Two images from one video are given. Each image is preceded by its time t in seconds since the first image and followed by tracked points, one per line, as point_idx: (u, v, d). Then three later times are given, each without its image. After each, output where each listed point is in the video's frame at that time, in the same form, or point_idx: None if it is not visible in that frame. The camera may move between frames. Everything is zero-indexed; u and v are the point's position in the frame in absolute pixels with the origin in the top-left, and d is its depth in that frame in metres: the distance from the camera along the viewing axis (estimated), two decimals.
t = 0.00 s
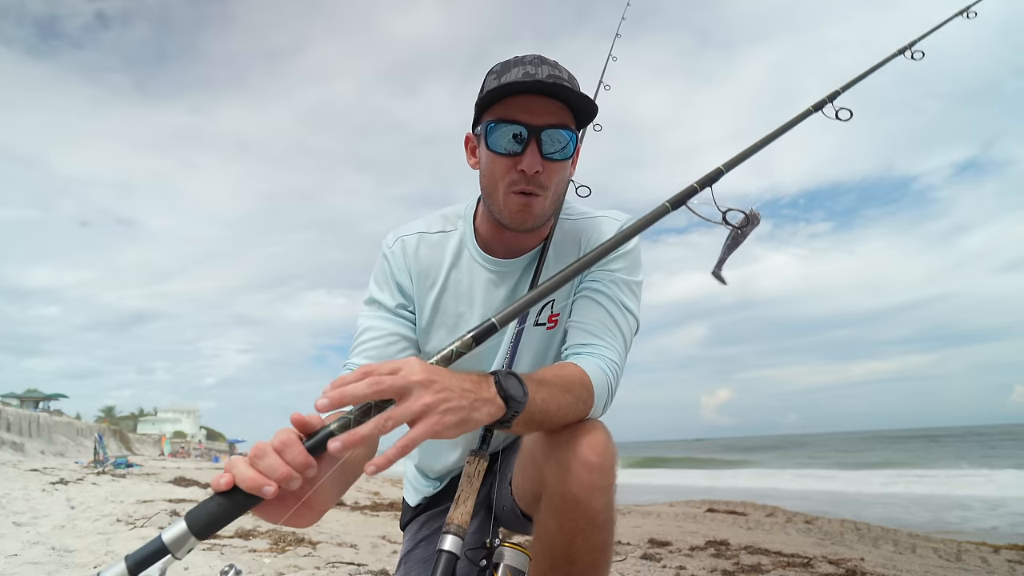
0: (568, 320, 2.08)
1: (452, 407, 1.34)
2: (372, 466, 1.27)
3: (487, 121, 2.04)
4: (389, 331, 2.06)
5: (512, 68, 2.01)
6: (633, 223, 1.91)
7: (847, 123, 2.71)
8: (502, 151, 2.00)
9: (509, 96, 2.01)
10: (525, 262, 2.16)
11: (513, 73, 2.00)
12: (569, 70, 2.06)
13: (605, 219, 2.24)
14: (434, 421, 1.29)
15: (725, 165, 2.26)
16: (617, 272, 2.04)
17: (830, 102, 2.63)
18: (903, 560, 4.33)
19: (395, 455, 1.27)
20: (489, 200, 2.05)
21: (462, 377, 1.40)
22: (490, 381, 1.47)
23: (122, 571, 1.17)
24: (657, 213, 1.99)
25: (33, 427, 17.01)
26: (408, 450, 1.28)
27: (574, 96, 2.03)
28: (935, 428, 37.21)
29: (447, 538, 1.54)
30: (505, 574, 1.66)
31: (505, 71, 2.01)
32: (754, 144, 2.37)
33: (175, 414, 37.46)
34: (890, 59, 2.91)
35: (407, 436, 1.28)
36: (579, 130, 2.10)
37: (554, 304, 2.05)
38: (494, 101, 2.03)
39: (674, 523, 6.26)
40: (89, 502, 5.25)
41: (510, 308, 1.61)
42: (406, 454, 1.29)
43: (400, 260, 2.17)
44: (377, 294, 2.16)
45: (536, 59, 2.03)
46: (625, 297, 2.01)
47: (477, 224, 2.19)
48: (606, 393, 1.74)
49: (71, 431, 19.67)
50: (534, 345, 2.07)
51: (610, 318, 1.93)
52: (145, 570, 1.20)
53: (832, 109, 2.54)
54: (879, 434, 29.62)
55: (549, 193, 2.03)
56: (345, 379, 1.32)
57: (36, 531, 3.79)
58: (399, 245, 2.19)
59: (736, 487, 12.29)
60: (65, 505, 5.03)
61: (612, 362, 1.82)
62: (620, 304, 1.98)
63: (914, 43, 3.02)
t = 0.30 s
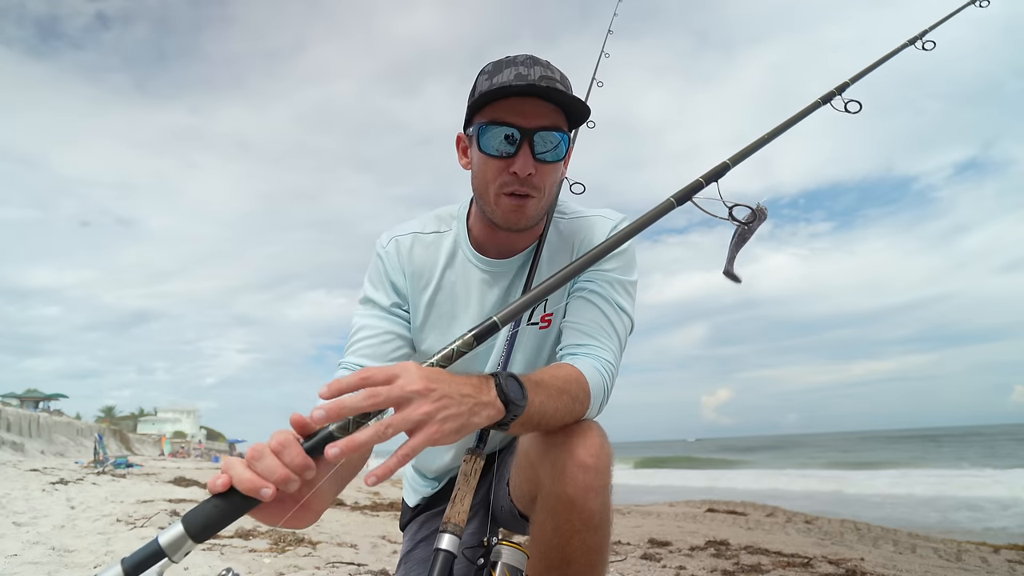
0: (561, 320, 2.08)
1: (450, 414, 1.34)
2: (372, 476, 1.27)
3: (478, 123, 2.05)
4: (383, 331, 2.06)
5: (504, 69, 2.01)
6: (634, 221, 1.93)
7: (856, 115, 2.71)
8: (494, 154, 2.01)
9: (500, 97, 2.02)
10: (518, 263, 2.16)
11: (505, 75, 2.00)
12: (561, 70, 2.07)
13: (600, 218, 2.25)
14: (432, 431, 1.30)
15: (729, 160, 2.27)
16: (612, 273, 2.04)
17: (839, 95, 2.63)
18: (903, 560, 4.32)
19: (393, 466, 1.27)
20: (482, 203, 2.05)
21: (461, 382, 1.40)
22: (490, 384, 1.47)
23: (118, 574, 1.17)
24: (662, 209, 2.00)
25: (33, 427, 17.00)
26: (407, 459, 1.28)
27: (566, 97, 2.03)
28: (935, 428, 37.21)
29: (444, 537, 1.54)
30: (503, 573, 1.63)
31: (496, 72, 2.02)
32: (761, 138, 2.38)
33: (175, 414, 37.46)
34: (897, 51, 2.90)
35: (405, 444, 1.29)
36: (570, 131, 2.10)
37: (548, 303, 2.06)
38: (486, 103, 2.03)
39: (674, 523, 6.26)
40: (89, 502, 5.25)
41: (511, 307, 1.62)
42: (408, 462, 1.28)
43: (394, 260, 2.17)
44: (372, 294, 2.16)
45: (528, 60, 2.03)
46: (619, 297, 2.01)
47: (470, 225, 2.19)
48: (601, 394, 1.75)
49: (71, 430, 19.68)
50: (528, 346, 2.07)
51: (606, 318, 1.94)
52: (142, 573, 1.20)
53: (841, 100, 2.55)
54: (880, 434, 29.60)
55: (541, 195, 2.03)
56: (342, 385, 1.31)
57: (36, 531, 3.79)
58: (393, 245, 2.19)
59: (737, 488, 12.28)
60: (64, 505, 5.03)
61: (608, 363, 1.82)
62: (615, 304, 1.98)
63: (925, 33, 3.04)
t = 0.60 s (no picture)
0: (560, 321, 2.08)
1: (443, 408, 1.34)
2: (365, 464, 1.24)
3: (475, 119, 2.05)
4: (379, 331, 2.06)
5: (500, 67, 2.01)
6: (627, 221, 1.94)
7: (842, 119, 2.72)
8: (490, 150, 2.00)
9: (496, 94, 2.01)
10: (516, 262, 2.16)
11: (501, 72, 2.00)
12: (558, 69, 2.06)
13: (597, 218, 2.25)
14: (424, 423, 1.30)
15: (720, 160, 2.29)
16: (609, 273, 2.05)
17: (824, 98, 2.64)
18: (903, 560, 4.32)
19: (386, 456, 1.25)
20: (476, 199, 2.06)
21: (453, 378, 1.40)
22: (484, 382, 1.47)
23: (117, 570, 1.18)
24: (653, 210, 2.01)
25: (33, 427, 17.00)
26: (400, 450, 1.27)
27: (563, 96, 2.02)
28: (935, 427, 37.21)
29: (442, 537, 1.54)
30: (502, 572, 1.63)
31: (493, 69, 2.01)
32: (747, 140, 2.40)
33: (175, 414, 37.47)
34: (884, 54, 2.93)
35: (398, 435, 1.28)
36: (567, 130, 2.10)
37: (546, 303, 2.06)
38: (482, 99, 2.03)
39: (674, 523, 6.26)
40: (89, 502, 5.25)
41: (506, 305, 1.62)
42: (401, 452, 1.27)
43: (391, 261, 2.17)
44: (368, 295, 2.16)
45: (524, 58, 2.02)
46: (617, 296, 2.01)
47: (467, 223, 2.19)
48: (600, 395, 1.74)
49: (71, 431, 19.67)
50: (527, 346, 2.07)
51: (604, 317, 1.94)
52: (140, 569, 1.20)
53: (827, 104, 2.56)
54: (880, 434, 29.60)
55: (536, 193, 2.03)
56: (335, 369, 1.30)
57: (36, 531, 3.79)
58: (390, 246, 2.20)
59: (737, 488, 12.28)
60: (65, 505, 5.03)
61: (607, 364, 1.82)
62: (612, 303, 1.98)
63: (909, 38, 3.02)
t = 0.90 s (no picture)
0: (561, 321, 2.08)
1: (459, 402, 1.34)
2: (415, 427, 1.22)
3: (480, 122, 2.05)
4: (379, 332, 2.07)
5: (506, 69, 2.01)
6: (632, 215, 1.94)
7: (858, 108, 2.73)
8: (495, 153, 2.00)
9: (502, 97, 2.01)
10: (518, 263, 2.16)
11: (507, 75, 2.00)
12: (563, 72, 2.06)
13: (599, 218, 2.25)
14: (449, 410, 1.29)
15: (731, 152, 2.29)
16: (611, 273, 2.04)
17: (841, 84, 2.64)
18: (903, 560, 4.32)
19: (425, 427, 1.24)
20: (480, 202, 2.06)
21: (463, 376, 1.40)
22: (487, 380, 1.47)
23: (112, 572, 1.19)
24: (662, 201, 2.01)
25: (33, 427, 17.00)
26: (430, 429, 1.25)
27: (568, 99, 2.03)
28: (935, 427, 37.22)
29: (442, 537, 1.54)
30: (502, 573, 1.63)
31: (498, 72, 2.02)
32: (758, 131, 2.40)
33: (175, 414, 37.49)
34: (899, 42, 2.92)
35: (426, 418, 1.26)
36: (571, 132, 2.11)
37: (548, 304, 2.06)
38: (488, 102, 2.03)
39: (674, 523, 6.26)
40: (88, 502, 5.25)
41: (508, 300, 1.61)
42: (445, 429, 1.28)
43: (392, 261, 2.18)
44: (370, 296, 2.17)
45: (529, 62, 2.03)
46: (618, 297, 2.00)
47: (469, 225, 2.18)
48: (602, 395, 1.74)
49: (71, 431, 19.67)
50: (528, 347, 2.07)
51: (606, 318, 1.94)
52: (136, 571, 1.21)
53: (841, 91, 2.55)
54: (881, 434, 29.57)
55: (542, 196, 2.03)
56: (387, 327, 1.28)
57: (36, 531, 3.79)
58: (391, 247, 2.20)
59: (737, 488, 12.27)
60: (65, 505, 5.03)
61: (609, 364, 1.82)
62: (614, 304, 1.98)
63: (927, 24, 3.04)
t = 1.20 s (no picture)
0: (558, 320, 2.07)
1: (445, 403, 1.33)
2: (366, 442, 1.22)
3: (466, 124, 2.05)
4: (376, 327, 2.06)
5: (489, 70, 2.01)
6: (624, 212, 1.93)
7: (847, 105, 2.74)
8: (482, 154, 2.00)
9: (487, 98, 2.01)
10: (514, 262, 2.16)
11: (490, 75, 1.99)
12: (548, 69, 2.06)
13: (596, 217, 2.25)
14: (429, 413, 1.28)
15: (722, 147, 2.29)
16: (609, 273, 2.04)
17: (829, 81, 2.64)
18: (903, 560, 4.32)
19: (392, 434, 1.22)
20: (472, 203, 2.06)
21: (454, 375, 1.40)
22: (481, 379, 1.47)
23: (111, 568, 1.19)
24: (656, 196, 2.02)
25: (33, 427, 16.99)
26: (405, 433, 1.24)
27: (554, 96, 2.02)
28: (935, 426, 37.21)
29: (440, 537, 1.54)
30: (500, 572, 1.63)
31: (481, 73, 2.02)
32: (752, 125, 2.42)
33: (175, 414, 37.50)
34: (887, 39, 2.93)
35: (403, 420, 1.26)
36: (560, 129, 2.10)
37: (544, 303, 2.06)
38: (473, 103, 2.03)
39: (673, 523, 6.26)
40: (89, 502, 5.25)
41: (504, 296, 1.62)
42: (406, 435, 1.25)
43: (390, 258, 2.18)
44: (368, 292, 2.17)
45: (513, 60, 2.02)
46: (616, 297, 2.00)
47: (465, 224, 2.18)
48: (599, 395, 1.75)
49: (71, 430, 19.65)
50: (525, 346, 2.07)
51: (603, 317, 1.94)
52: (135, 567, 1.21)
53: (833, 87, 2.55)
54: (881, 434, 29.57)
55: (532, 194, 2.03)
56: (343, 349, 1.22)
57: (35, 531, 3.79)
58: (389, 244, 2.20)
59: (737, 488, 12.27)
60: (65, 505, 5.02)
61: (606, 364, 1.82)
62: (612, 304, 1.98)
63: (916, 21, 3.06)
